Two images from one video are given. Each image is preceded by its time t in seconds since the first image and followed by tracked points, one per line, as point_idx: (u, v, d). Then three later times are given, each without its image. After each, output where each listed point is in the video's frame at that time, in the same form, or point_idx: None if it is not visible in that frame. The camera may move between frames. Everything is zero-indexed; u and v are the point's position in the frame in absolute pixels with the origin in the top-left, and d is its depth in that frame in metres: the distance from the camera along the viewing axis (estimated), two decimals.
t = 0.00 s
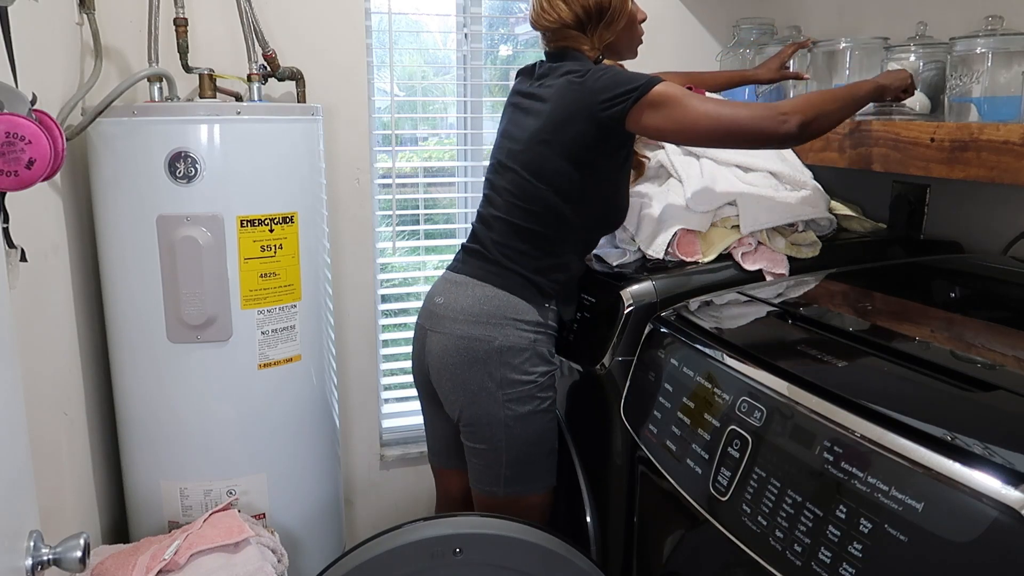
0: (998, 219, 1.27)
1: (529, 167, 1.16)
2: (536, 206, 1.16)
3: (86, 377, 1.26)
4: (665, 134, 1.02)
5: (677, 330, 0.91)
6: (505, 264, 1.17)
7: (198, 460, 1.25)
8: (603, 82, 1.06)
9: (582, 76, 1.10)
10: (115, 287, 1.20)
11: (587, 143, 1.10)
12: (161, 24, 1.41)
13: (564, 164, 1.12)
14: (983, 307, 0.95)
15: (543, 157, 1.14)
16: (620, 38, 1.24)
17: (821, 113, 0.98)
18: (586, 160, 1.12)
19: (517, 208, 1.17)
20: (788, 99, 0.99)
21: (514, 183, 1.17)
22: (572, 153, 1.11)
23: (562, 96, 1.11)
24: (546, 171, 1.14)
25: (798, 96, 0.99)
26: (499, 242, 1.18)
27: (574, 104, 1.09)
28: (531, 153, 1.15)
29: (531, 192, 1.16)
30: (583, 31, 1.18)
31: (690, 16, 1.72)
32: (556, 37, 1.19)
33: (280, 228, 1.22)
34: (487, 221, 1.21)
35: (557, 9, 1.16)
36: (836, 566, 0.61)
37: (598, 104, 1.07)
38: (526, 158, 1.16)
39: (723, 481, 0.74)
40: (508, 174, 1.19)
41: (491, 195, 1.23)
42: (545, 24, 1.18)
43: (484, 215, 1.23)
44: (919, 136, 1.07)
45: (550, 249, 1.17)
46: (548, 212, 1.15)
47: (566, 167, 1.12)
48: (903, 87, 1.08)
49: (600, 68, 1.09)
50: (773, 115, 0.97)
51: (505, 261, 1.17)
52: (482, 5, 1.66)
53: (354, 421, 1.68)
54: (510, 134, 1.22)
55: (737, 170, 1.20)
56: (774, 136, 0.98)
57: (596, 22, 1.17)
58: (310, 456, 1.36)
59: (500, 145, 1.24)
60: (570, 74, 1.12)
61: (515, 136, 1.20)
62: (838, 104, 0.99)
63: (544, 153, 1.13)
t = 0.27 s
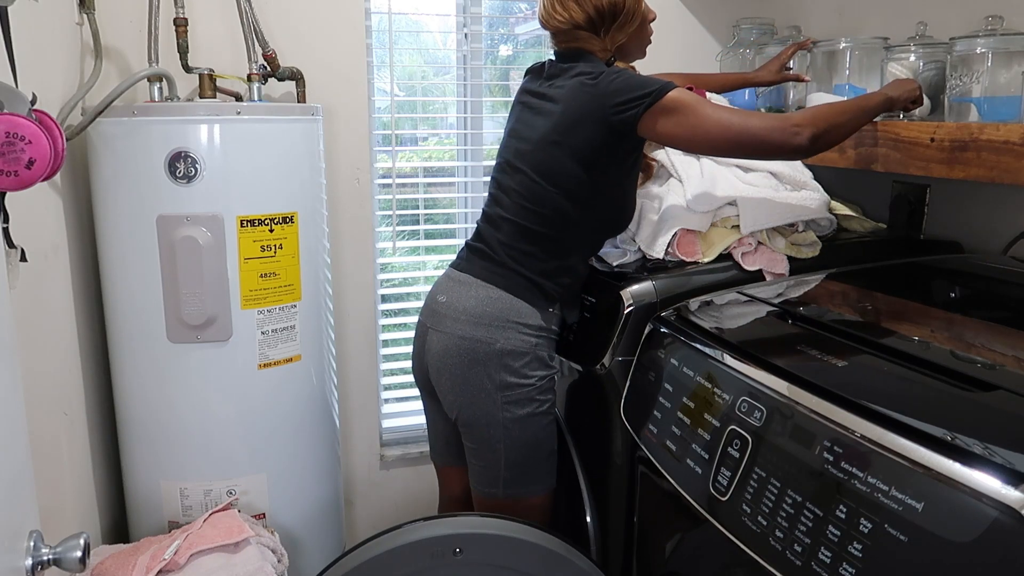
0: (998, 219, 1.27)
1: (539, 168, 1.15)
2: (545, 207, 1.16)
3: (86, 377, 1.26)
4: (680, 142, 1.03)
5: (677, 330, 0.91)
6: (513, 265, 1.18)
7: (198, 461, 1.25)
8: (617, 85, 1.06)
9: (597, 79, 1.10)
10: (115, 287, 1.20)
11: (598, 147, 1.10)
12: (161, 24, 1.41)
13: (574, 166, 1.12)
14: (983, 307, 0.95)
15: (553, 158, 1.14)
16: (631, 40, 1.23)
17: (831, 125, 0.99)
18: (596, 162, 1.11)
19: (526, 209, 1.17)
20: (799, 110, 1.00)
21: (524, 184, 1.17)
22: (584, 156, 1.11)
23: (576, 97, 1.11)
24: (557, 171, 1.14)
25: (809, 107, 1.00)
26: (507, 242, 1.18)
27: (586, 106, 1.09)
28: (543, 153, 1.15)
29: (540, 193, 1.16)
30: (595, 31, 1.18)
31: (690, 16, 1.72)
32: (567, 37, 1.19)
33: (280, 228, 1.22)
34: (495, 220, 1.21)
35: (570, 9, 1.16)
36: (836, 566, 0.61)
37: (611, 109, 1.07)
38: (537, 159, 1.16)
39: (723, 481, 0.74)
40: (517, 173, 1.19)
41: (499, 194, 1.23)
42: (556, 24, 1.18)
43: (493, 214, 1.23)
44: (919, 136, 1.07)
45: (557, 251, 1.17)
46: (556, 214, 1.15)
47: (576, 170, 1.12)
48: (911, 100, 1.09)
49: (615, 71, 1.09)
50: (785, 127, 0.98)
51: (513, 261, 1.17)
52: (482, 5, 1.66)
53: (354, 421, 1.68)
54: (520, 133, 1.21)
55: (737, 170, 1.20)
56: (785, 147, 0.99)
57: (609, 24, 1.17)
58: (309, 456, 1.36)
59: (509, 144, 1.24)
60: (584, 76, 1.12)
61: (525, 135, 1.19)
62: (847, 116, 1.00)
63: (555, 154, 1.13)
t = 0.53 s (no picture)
0: (998, 219, 1.27)
1: (535, 160, 1.16)
2: (542, 198, 1.16)
3: (86, 377, 1.26)
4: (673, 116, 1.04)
5: (677, 330, 0.91)
6: (511, 255, 1.17)
7: (198, 461, 1.25)
8: (610, 70, 1.08)
9: (591, 66, 1.11)
10: (115, 287, 1.20)
11: (593, 134, 1.11)
12: (161, 25, 1.41)
13: (571, 156, 1.13)
14: (983, 307, 0.95)
15: (549, 147, 1.14)
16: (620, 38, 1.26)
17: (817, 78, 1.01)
18: (595, 149, 1.12)
19: (523, 199, 1.17)
20: (782, 68, 1.01)
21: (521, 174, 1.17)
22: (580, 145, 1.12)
23: (571, 86, 1.12)
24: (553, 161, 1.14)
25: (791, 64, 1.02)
26: (506, 234, 1.19)
27: (581, 92, 1.10)
28: (540, 144, 1.15)
29: (538, 184, 1.15)
30: (588, 28, 1.20)
31: (690, 16, 1.71)
32: (563, 37, 1.20)
33: (280, 228, 1.22)
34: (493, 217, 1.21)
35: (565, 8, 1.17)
36: (836, 566, 0.61)
37: (605, 93, 1.07)
38: (533, 150, 1.16)
39: (723, 481, 0.74)
40: (514, 167, 1.19)
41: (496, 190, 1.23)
42: (552, 25, 1.19)
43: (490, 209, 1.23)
44: (919, 136, 1.07)
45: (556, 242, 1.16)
46: (554, 204, 1.15)
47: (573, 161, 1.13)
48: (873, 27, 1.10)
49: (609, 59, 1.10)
50: (774, 90, 0.99)
51: (511, 251, 1.17)
52: (482, 5, 1.66)
53: (354, 421, 1.68)
54: (515, 129, 1.22)
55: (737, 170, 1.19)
56: (777, 106, 1.01)
57: (603, 19, 1.20)
58: (309, 456, 1.36)
59: (505, 142, 1.25)
60: (579, 66, 1.13)
61: (521, 131, 1.20)
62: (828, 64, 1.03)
63: (553, 143, 1.13)
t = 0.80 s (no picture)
0: (999, 219, 1.27)
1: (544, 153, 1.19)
2: (548, 193, 1.18)
3: (86, 377, 1.26)
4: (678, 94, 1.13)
5: (676, 330, 0.91)
6: (523, 246, 1.19)
7: (198, 461, 1.25)
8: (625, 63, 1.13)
9: (604, 60, 1.16)
10: (115, 287, 1.20)
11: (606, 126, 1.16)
12: (161, 25, 1.41)
13: (581, 148, 1.17)
14: (983, 307, 0.95)
15: (560, 139, 1.18)
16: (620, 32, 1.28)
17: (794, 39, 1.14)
18: (605, 139, 1.16)
19: (532, 189, 1.20)
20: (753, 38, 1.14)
21: (530, 164, 1.20)
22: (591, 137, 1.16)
23: (583, 79, 1.17)
24: (564, 153, 1.18)
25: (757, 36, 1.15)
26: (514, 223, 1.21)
27: (597, 85, 1.15)
28: (550, 134, 1.19)
29: (550, 173, 1.18)
30: (591, 28, 1.22)
31: (690, 16, 1.71)
32: (563, 37, 1.22)
33: (280, 228, 1.22)
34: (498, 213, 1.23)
35: (564, 10, 1.19)
36: (836, 566, 0.61)
37: (625, 85, 1.13)
38: (543, 142, 1.20)
39: (723, 481, 0.74)
40: (522, 160, 1.22)
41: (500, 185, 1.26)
42: (551, 27, 1.21)
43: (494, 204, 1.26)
44: (919, 136, 1.07)
45: (564, 231, 1.18)
46: (563, 193, 1.18)
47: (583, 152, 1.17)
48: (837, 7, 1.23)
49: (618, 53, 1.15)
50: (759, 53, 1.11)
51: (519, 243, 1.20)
52: (482, 5, 1.66)
53: (354, 421, 1.68)
54: (519, 126, 1.26)
55: (737, 169, 1.19)
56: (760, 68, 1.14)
57: (603, 19, 1.21)
58: (309, 456, 1.36)
59: (507, 140, 1.28)
60: (589, 60, 1.18)
61: (528, 126, 1.23)
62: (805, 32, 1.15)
63: (565, 133, 1.17)
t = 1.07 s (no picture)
0: (998, 219, 1.27)
1: (550, 152, 1.20)
2: (552, 191, 1.19)
3: (86, 377, 1.26)
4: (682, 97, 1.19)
5: (676, 330, 0.91)
6: (530, 245, 1.20)
7: (198, 460, 1.25)
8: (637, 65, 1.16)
9: (612, 62, 1.18)
10: (115, 287, 1.20)
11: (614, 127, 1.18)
12: (161, 25, 1.41)
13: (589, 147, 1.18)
14: (983, 307, 0.95)
15: (568, 137, 1.19)
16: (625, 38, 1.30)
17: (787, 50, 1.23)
18: (616, 139, 1.18)
19: (538, 189, 1.20)
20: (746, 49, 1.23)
21: (537, 164, 1.20)
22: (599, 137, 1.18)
23: (594, 80, 1.18)
24: (572, 152, 1.19)
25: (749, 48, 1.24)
26: (520, 223, 1.21)
27: (609, 86, 1.17)
28: (559, 134, 1.19)
29: (558, 173, 1.19)
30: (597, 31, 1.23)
31: (690, 16, 1.71)
32: (571, 39, 1.23)
33: (280, 228, 1.22)
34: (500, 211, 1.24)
35: (574, 11, 1.20)
36: (836, 566, 0.61)
37: (636, 86, 1.16)
38: (549, 140, 1.20)
39: (723, 481, 0.74)
40: (527, 160, 1.22)
41: (503, 184, 1.26)
42: (559, 27, 1.22)
43: (497, 203, 1.26)
44: (919, 136, 1.07)
45: (567, 231, 1.19)
46: (571, 193, 1.19)
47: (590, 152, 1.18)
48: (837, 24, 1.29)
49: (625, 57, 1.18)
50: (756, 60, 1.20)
51: (523, 243, 1.20)
52: (482, 5, 1.66)
53: (354, 421, 1.68)
54: (522, 125, 1.25)
55: (737, 169, 1.19)
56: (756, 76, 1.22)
57: (611, 22, 1.23)
58: (309, 456, 1.36)
59: (508, 138, 1.28)
60: (599, 62, 1.19)
61: (532, 126, 1.23)
62: (798, 44, 1.24)
63: (574, 133, 1.18)
